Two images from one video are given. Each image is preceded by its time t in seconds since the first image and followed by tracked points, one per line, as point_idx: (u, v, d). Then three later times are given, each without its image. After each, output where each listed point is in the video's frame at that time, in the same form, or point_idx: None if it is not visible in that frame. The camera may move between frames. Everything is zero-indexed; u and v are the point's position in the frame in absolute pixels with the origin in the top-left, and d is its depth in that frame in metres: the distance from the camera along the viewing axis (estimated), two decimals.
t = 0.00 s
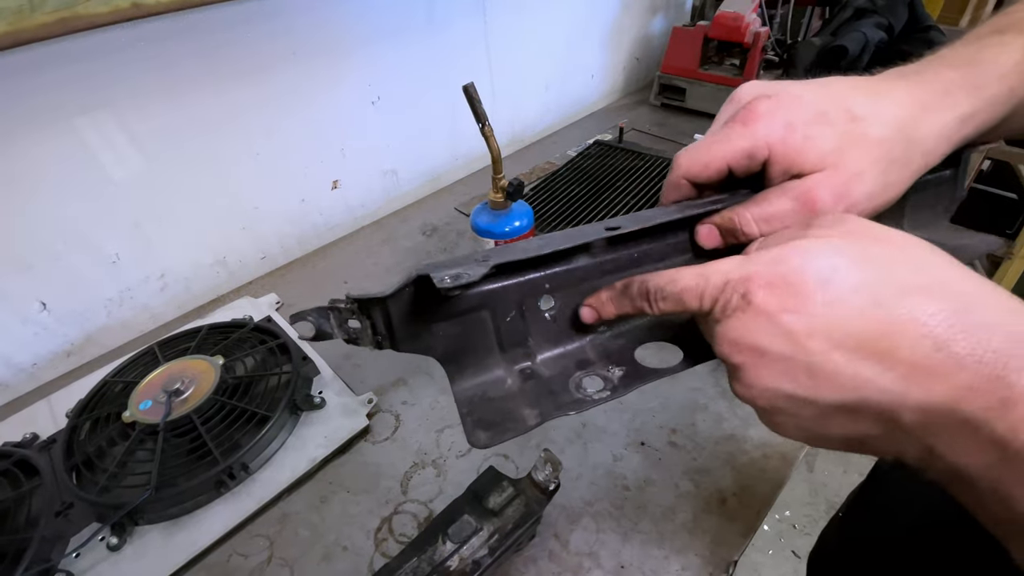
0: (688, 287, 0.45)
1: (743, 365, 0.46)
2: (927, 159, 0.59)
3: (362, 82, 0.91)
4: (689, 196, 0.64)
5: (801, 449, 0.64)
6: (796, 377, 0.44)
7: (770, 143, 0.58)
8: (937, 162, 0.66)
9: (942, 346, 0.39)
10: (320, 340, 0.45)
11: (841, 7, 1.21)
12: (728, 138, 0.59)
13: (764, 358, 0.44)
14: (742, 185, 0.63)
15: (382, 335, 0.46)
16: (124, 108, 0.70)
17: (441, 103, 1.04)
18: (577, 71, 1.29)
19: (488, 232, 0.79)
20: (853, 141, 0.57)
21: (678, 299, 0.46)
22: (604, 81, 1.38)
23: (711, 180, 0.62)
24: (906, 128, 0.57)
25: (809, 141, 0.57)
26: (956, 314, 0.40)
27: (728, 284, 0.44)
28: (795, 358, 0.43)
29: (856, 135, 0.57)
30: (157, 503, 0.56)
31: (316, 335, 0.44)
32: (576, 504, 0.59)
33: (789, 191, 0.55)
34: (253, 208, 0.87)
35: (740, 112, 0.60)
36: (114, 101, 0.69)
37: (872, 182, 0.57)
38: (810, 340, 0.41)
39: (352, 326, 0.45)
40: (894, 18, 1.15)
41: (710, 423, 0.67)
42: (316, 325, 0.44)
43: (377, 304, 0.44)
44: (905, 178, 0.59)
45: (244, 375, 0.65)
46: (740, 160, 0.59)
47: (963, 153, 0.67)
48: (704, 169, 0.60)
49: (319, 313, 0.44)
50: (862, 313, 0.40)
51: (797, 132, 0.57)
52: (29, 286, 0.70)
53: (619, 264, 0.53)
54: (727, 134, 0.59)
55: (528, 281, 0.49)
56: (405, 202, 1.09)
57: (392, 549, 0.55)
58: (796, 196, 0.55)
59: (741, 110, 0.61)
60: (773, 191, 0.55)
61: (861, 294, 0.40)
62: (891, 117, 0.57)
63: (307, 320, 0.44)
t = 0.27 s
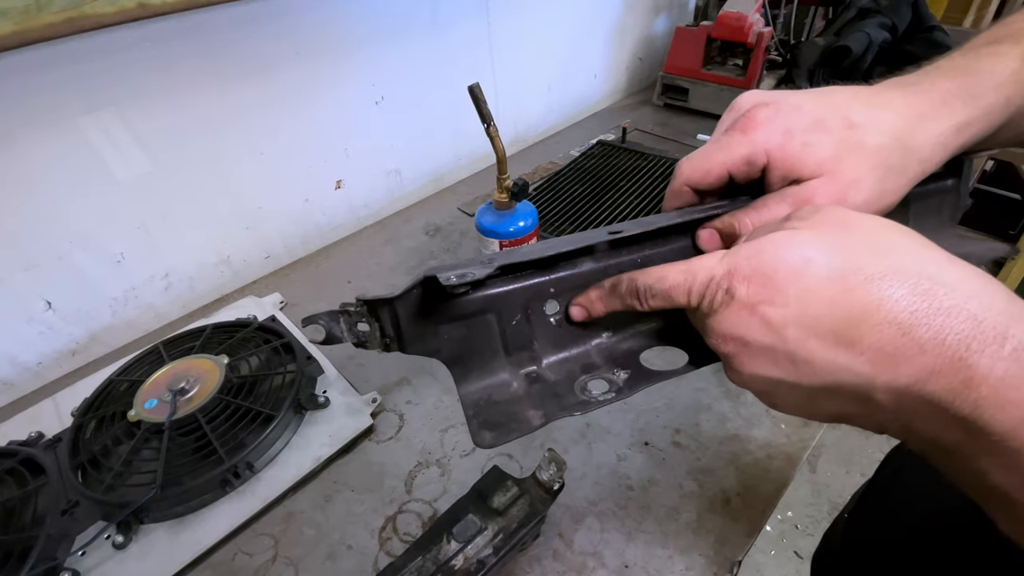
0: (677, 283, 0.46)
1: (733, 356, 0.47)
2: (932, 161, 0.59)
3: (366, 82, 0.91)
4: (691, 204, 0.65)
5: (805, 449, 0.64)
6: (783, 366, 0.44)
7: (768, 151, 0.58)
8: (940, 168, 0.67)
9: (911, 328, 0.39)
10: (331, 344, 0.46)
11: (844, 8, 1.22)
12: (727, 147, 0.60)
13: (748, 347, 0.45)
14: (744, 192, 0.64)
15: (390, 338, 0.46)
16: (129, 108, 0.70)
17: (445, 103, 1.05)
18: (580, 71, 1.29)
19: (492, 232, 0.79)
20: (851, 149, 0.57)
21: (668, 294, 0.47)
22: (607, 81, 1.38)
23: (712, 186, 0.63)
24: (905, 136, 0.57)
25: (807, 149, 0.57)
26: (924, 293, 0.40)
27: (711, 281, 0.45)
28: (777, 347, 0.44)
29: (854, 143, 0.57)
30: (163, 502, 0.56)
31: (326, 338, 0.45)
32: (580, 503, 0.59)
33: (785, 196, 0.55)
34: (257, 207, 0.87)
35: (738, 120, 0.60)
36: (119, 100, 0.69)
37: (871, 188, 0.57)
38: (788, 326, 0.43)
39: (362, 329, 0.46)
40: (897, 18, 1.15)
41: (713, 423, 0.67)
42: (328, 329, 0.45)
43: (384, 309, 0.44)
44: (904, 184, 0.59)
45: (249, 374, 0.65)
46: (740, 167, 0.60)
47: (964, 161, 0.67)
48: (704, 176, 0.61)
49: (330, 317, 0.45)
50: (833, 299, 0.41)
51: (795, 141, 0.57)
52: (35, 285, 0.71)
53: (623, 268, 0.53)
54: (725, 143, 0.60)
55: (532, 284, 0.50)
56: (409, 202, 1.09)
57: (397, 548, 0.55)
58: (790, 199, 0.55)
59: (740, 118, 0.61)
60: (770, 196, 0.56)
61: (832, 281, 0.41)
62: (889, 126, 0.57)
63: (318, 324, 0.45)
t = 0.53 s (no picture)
0: (671, 294, 0.45)
1: (728, 367, 0.46)
2: (936, 161, 0.59)
3: (368, 81, 0.91)
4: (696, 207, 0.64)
5: (807, 448, 0.64)
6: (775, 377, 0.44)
7: (775, 156, 0.58)
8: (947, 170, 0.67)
9: (895, 339, 0.40)
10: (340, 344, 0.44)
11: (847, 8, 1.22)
12: (734, 152, 0.60)
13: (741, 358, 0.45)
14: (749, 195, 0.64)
15: (399, 340, 0.46)
16: (131, 106, 0.70)
17: (447, 102, 1.05)
18: (582, 71, 1.29)
19: (495, 232, 0.79)
20: (858, 153, 0.57)
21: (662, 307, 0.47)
22: (609, 81, 1.38)
23: (717, 193, 0.62)
24: (911, 139, 0.58)
25: (814, 154, 0.57)
26: (911, 302, 0.40)
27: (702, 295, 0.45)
28: (769, 359, 0.44)
29: (861, 147, 0.57)
30: (165, 500, 0.56)
31: (336, 339, 0.44)
32: (582, 502, 0.59)
33: (791, 202, 0.56)
34: (259, 207, 0.87)
35: (745, 124, 0.60)
36: (121, 98, 0.69)
37: (877, 194, 0.57)
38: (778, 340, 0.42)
39: (370, 330, 0.45)
40: (899, 18, 1.14)
41: (716, 422, 0.67)
42: (336, 330, 0.44)
43: (393, 311, 0.44)
44: (910, 190, 0.59)
45: (251, 373, 0.65)
46: (747, 173, 0.60)
47: (971, 164, 0.67)
48: (710, 181, 0.61)
49: (338, 318, 0.44)
50: (819, 310, 0.41)
51: (802, 146, 0.57)
52: (37, 283, 0.71)
53: (628, 272, 0.54)
54: (732, 147, 0.60)
55: (537, 288, 0.50)
56: (410, 202, 1.09)
57: (399, 546, 0.55)
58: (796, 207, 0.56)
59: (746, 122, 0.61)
60: (777, 202, 0.56)
61: (817, 293, 0.41)
62: (895, 130, 0.57)
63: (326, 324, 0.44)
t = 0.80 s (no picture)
0: (673, 294, 0.45)
1: (731, 365, 0.46)
2: (938, 161, 0.59)
3: (369, 81, 0.91)
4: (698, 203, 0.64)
5: (808, 448, 0.64)
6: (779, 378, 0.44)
7: (778, 151, 0.58)
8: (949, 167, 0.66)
9: (901, 335, 0.40)
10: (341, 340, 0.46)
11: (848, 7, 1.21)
12: (738, 148, 0.60)
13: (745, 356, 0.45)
14: (751, 192, 0.64)
15: (400, 334, 0.47)
16: (132, 105, 0.70)
17: (447, 102, 1.05)
18: (582, 71, 1.29)
19: (495, 231, 0.79)
20: (861, 150, 0.57)
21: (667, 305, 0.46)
22: (609, 81, 1.38)
23: (720, 188, 0.62)
24: (913, 137, 0.58)
25: (818, 150, 0.57)
26: (913, 300, 0.40)
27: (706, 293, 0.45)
28: (773, 357, 0.44)
29: (864, 144, 0.57)
30: (167, 499, 0.56)
31: (338, 333, 0.45)
32: (583, 502, 0.59)
33: (795, 198, 0.56)
34: (260, 206, 0.87)
35: (748, 120, 0.60)
36: (122, 98, 0.69)
37: (880, 190, 0.57)
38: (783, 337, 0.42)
39: (372, 325, 0.46)
40: (900, 17, 1.14)
41: (716, 422, 0.67)
42: (339, 324, 0.45)
43: (395, 306, 0.45)
44: (911, 187, 0.59)
45: (252, 372, 0.65)
46: (750, 168, 0.60)
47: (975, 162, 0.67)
48: (714, 177, 0.61)
49: (340, 313, 0.45)
50: (822, 308, 0.41)
51: (805, 141, 0.57)
52: (39, 283, 0.71)
53: (630, 269, 0.54)
54: (735, 143, 0.60)
55: (540, 284, 0.50)
56: (411, 201, 1.09)
57: (400, 546, 0.55)
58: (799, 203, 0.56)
59: (749, 118, 0.61)
60: (779, 198, 0.56)
61: (822, 290, 0.41)
62: (898, 128, 0.58)
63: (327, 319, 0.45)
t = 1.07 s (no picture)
0: (671, 310, 0.46)
1: (731, 372, 0.47)
2: (939, 162, 0.59)
3: (370, 80, 0.91)
4: (700, 203, 0.64)
5: (808, 447, 0.64)
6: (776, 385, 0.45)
7: (781, 153, 0.58)
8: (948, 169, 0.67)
9: (896, 346, 0.40)
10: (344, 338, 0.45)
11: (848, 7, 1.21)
12: (740, 150, 0.60)
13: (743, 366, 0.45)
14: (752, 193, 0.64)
15: (403, 334, 0.46)
16: (132, 105, 0.70)
17: (447, 102, 1.05)
18: (583, 70, 1.29)
19: (496, 231, 0.79)
20: (864, 152, 0.57)
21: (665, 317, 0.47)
22: (609, 81, 1.38)
23: (723, 189, 0.62)
24: (915, 138, 0.58)
25: (821, 151, 0.57)
26: (908, 309, 0.40)
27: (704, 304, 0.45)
28: (770, 365, 0.44)
29: (867, 146, 0.57)
30: (167, 499, 0.56)
31: (340, 331, 0.44)
32: (583, 502, 0.59)
33: (796, 201, 0.56)
34: (261, 206, 0.87)
35: (752, 123, 0.60)
36: (123, 97, 0.69)
37: (882, 192, 0.57)
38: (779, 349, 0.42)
39: (375, 324, 0.46)
40: (901, 17, 1.14)
41: (716, 422, 0.67)
42: (340, 322, 0.44)
43: (399, 305, 0.45)
44: (914, 189, 0.59)
45: (252, 372, 0.65)
46: (753, 169, 0.60)
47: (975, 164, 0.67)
48: (717, 178, 0.61)
49: (343, 310, 0.44)
50: (817, 319, 0.41)
51: (808, 143, 0.57)
52: (39, 282, 0.71)
53: (631, 269, 0.54)
54: (738, 144, 0.60)
55: (543, 284, 0.50)
56: (411, 201, 1.09)
57: (400, 545, 0.55)
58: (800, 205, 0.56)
59: (752, 120, 0.61)
60: (781, 201, 0.57)
61: (817, 301, 0.41)
62: (900, 129, 0.58)
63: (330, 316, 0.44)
